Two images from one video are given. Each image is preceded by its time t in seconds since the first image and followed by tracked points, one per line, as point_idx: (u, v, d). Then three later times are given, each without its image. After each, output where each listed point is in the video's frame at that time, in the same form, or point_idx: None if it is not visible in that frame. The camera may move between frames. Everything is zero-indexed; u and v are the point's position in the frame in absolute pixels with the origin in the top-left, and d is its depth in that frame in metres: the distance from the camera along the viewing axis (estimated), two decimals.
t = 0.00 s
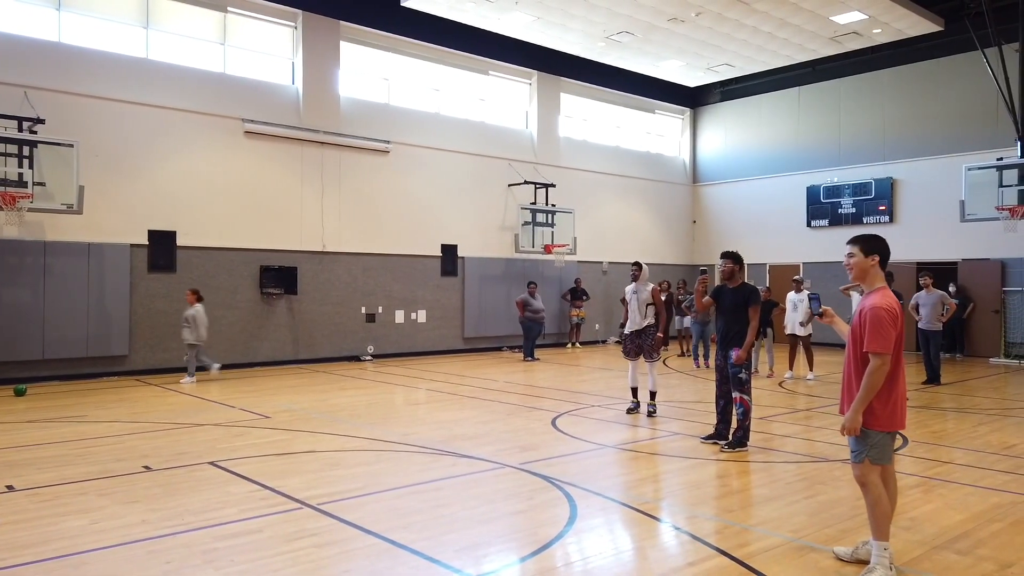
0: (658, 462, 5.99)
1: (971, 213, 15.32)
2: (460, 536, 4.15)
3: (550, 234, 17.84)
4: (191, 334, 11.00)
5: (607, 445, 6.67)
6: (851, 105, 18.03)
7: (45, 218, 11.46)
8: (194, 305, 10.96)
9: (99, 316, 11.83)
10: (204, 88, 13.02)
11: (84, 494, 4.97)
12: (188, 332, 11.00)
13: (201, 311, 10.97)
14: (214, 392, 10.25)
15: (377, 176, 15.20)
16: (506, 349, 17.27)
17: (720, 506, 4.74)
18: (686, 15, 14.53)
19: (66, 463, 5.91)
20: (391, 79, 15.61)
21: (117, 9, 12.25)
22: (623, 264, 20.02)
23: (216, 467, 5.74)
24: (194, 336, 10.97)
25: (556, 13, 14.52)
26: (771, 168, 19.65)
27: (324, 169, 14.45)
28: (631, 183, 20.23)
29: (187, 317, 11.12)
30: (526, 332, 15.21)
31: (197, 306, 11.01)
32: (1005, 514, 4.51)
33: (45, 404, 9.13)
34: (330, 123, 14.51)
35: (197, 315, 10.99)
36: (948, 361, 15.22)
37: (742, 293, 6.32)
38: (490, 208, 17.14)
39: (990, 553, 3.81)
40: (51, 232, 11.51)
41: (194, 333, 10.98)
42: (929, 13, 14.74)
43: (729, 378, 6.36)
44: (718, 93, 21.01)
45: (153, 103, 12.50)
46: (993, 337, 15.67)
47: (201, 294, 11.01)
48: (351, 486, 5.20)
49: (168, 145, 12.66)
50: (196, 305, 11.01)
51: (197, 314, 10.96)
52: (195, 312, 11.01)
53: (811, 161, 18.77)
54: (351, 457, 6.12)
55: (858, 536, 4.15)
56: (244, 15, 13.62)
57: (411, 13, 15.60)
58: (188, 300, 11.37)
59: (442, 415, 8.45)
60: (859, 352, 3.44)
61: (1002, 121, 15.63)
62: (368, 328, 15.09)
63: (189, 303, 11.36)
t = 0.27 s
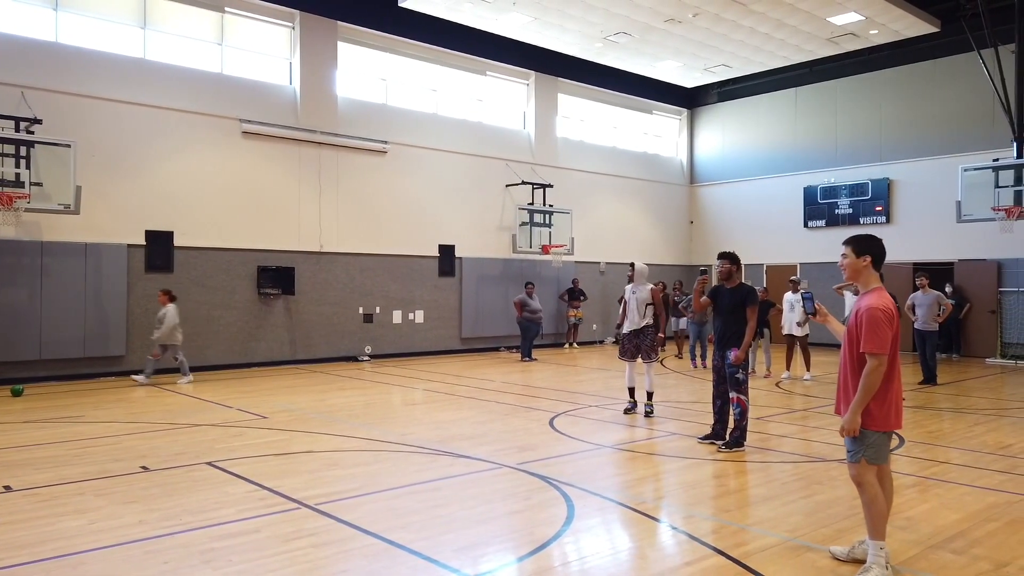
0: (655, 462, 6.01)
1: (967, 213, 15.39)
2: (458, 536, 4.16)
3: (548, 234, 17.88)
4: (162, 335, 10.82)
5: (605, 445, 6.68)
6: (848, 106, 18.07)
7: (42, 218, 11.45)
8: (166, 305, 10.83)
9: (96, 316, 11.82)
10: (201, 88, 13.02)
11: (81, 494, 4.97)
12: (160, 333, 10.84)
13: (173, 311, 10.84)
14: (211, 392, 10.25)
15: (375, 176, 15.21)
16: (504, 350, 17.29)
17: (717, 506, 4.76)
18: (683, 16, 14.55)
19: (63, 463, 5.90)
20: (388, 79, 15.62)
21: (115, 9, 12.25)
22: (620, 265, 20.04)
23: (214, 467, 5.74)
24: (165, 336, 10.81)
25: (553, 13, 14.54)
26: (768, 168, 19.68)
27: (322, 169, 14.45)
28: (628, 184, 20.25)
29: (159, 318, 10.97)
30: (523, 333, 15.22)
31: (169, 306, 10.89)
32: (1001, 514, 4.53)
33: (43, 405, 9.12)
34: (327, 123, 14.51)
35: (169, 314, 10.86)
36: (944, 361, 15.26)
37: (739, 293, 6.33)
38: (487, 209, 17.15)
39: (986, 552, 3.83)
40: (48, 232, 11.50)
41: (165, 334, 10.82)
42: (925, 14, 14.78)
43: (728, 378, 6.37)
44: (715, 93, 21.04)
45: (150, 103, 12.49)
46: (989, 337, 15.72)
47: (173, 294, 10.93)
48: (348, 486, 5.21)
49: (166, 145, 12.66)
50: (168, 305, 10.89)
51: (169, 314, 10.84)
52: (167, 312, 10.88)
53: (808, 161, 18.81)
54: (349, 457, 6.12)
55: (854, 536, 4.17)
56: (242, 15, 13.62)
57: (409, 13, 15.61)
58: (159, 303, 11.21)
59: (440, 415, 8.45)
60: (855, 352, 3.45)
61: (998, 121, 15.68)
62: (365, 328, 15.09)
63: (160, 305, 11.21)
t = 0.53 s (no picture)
0: (654, 462, 6.01)
1: (964, 213, 15.46)
2: (457, 536, 4.16)
3: (546, 234, 17.98)
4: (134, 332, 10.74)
5: (603, 445, 6.68)
6: (845, 106, 18.10)
7: (40, 218, 11.44)
8: (138, 303, 10.81)
9: (94, 316, 11.82)
10: (199, 88, 13.01)
11: (79, 494, 4.97)
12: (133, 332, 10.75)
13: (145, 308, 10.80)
14: (209, 392, 10.24)
15: (373, 176, 15.21)
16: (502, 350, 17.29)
17: (715, 506, 4.77)
18: (681, 16, 14.57)
19: (61, 463, 5.90)
20: (387, 79, 15.62)
21: (113, 9, 12.24)
22: (618, 265, 20.06)
23: (212, 467, 5.74)
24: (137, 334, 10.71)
25: (551, 13, 14.56)
26: (765, 168, 19.71)
27: (320, 169, 14.45)
28: (626, 184, 20.26)
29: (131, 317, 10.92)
30: (521, 332, 15.22)
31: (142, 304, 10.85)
32: (998, 513, 4.54)
33: (40, 405, 9.11)
34: (326, 123, 14.51)
35: (142, 312, 10.81)
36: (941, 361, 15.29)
37: (738, 293, 6.34)
38: (485, 209, 17.16)
39: (983, 552, 3.84)
40: (46, 232, 11.49)
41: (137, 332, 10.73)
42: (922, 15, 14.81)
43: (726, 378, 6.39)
44: (713, 94, 21.07)
45: (148, 103, 12.48)
46: (987, 337, 15.76)
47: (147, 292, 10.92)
48: (346, 485, 5.21)
49: (164, 145, 12.65)
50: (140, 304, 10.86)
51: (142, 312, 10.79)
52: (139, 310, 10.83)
53: (805, 161, 18.84)
54: (347, 457, 6.12)
55: (853, 535, 4.18)
56: (240, 15, 13.61)
57: (407, 13, 15.62)
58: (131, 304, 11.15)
59: (438, 415, 8.45)
60: (853, 352, 3.47)
61: (995, 122, 15.71)
62: (363, 328, 15.08)
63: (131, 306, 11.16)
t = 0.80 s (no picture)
0: (656, 462, 6.01)
1: (967, 213, 15.34)
2: (459, 535, 4.17)
3: (548, 234, 17.91)
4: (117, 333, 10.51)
5: (605, 445, 6.68)
6: (848, 106, 18.08)
7: (43, 218, 11.46)
8: (122, 303, 10.56)
9: (97, 316, 11.83)
10: (202, 88, 13.02)
11: (82, 493, 4.97)
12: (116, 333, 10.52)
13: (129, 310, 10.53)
14: (211, 392, 10.24)
15: (376, 176, 15.22)
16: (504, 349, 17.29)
17: (718, 506, 4.77)
18: (684, 16, 14.57)
19: (64, 462, 5.91)
20: (389, 79, 15.62)
21: (116, 9, 12.25)
22: (620, 264, 20.05)
23: (215, 466, 5.75)
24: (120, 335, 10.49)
25: (554, 13, 14.56)
26: (768, 168, 19.69)
27: (322, 168, 14.46)
28: (628, 184, 20.25)
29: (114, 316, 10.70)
30: (523, 332, 15.22)
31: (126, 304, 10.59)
32: (1001, 513, 4.54)
33: (43, 404, 9.13)
34: (328, 123, 14.52)
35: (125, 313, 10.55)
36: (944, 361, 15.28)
37: (742, 293, 6.34)
38: (487, 209, 17.16)
39: (986, 551, 3.84)
40: (49, 231, 11.51)
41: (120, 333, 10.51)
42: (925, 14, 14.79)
43: (728, 377, 6.39)
44: (716, 93, 21.05)
45: (151, 103, 12.50)
46: (989, 337, 15.74)
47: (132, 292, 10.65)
48: (349, 485, 5.22)
49: (166, 144, 12.67)
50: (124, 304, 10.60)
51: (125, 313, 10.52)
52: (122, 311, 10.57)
53: (808, 161, 18.81)
54: (350, 456, 6.13)
55: (855, 535, 4.18)
56: (243, 15, 13.62)
57: (409, 13, 15.62)
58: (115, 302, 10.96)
59: (440, 414, 8.46)
60: (856, 352, 3.47)
61: (998, 122, 15.69)
62: (366, 328, 15.10)
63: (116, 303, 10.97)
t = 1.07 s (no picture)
0: (660, 462, 6.01)
1: (971, 213, 15.37)
2: (463, 534, 4.17)
3: (551, 234, 17.90)
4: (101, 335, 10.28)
5: (609, 444, 6.68)
6: (851, 105, 18.05)
7: (47, 218, 11.49)
8: (105, 303, 10.31)
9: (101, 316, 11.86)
10: (206, 88, 13.05)
11: (86, 492, 4.99)
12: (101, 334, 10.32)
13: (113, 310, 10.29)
14: (215, 391, 10.25)
15: (379, 176, 15.23)
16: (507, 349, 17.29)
17: (721, 505, 4.77)
18: (687, 15, 14.56)
19: (69, 461, 5.92)
20: (392, 79, 15.64)
21: (120, 9, 12.28)
22: (623, 264, 20.04)
23: (219, 466, 5.76)
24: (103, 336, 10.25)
25: (558, 13, 14.56)
26: (771, 168, 19.66)
27: (326, 168, 14.48)
28: (632, 183, 20.24)
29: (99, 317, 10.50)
30: (527, 332, 15.22)
31: (109, 305, 10.34)
32: (1005, 513, 4.53)
33: (47, 403, 9.15)
34: (332, 123, 14.53)
35: (109, 314, 10.31)
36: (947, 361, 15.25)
37: (744, 293, 6.32)
38: (491, 209, 17.17)
39: (990, 552, 3.84)
40: (54, 231, 11.54)
41: (103, 334, 10.28)
42: (928, 13, 14.77)
43: (731, 377, 6.38)
44: (719, 93, 21.03)
45: (155, 103, 12.52)
46: (993, 337, 15.71)
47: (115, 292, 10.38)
48: (353, 484, 5.23)
49: (170, 144, 12.69)
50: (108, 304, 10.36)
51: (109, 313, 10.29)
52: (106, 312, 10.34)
53: (811, 161, 18.79)
54: (354, 456, 6.14)
55: (859, 534, 4.18)
56: (246, 15, 13.64)
57: (413, 13, 15.64)
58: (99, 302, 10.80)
59: (444, 414, 8.46)
60: (861, 352, 3.46)
61: (1002, 121, 15.65)
62: (369, 327, 15.11)
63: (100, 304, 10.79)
